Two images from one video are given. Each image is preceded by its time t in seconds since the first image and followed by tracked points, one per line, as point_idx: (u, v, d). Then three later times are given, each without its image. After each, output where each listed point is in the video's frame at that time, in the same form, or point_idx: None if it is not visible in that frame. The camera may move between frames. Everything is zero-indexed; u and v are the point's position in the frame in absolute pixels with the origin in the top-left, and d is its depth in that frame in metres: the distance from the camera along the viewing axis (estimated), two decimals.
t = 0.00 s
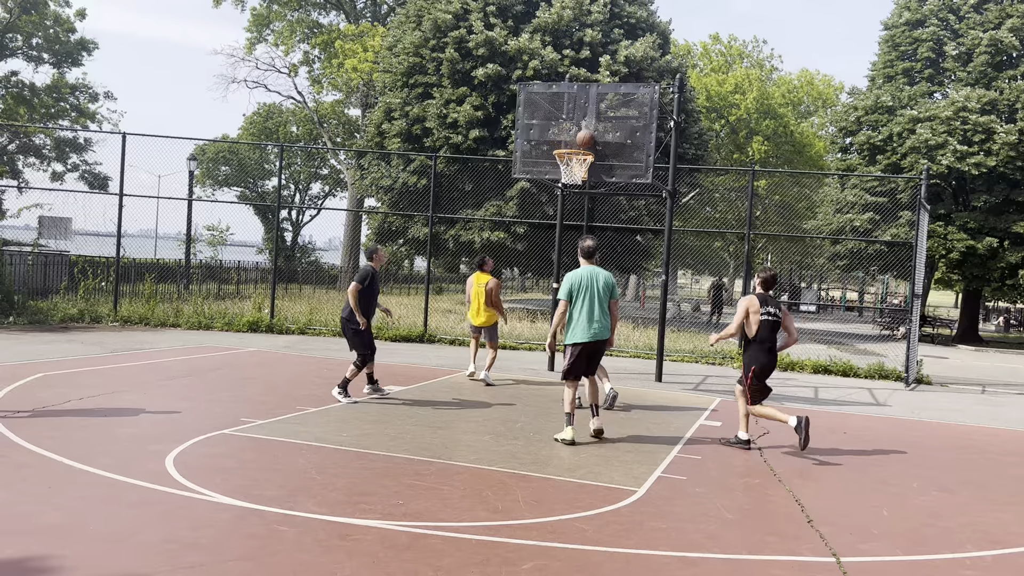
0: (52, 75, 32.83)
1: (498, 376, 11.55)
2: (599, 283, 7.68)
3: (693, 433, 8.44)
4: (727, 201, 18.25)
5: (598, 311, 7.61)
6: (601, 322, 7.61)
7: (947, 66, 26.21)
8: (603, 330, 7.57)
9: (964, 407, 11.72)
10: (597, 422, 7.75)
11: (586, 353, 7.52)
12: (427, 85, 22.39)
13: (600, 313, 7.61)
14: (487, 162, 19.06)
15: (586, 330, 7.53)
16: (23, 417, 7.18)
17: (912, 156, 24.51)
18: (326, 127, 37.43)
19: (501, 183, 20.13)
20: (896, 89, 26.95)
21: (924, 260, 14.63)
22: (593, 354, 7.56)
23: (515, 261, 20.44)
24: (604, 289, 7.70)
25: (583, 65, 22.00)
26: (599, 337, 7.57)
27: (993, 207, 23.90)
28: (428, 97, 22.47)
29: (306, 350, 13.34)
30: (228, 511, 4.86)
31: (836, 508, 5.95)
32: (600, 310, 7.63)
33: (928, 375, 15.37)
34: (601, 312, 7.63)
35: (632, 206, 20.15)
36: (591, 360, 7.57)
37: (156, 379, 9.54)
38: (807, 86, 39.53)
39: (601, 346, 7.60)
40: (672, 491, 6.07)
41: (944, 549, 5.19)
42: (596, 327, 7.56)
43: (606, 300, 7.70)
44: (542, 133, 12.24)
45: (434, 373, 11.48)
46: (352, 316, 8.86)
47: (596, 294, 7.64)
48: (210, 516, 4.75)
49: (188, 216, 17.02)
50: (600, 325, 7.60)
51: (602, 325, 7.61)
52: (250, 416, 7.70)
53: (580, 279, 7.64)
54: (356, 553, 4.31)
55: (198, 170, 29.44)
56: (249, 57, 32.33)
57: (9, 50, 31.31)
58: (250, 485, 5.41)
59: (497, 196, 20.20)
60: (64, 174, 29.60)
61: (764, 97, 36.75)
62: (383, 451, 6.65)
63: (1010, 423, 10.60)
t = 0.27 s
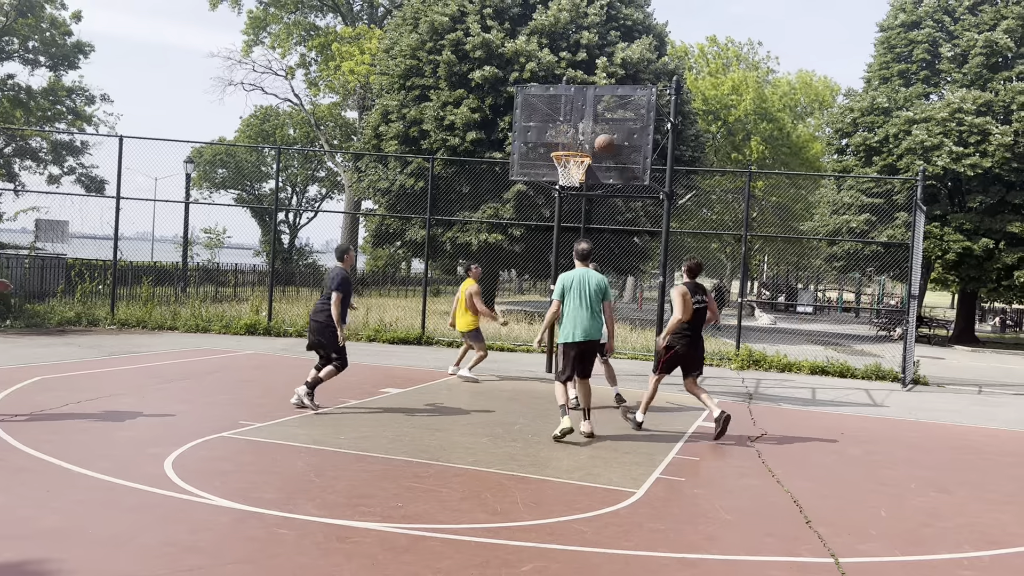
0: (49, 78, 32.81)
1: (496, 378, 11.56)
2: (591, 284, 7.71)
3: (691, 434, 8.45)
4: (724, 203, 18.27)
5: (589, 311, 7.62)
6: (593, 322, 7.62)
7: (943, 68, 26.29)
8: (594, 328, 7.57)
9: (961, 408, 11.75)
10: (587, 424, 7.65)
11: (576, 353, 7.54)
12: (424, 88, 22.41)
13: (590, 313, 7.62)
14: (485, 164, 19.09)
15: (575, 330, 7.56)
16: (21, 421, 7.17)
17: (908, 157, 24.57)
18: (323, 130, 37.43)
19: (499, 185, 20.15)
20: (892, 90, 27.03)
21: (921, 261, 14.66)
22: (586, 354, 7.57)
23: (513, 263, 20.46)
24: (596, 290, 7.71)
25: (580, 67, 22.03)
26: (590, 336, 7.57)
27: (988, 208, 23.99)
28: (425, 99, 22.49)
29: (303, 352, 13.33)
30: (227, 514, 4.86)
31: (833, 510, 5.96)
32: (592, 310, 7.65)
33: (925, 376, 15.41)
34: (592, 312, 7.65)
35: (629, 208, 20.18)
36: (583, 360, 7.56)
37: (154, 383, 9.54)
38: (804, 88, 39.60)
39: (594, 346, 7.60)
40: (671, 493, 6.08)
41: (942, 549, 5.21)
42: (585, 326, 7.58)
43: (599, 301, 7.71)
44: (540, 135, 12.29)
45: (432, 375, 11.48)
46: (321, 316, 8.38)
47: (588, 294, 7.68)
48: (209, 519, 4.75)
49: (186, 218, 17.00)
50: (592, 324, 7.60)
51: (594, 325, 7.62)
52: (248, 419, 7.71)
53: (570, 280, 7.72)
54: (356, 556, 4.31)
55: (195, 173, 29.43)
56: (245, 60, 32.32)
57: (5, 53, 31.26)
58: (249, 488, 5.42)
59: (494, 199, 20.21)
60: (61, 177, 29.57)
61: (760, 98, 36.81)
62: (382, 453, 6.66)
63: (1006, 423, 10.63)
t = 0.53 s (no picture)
0: (35, 78, 32.61)
1: (486, 378, 11.56)
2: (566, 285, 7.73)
3: (682, 433, 8.48)
4: (713, 203, 18.33)
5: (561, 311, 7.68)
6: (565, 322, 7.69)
7: (930, 68, 26.45)
8: (565, 329, 7.65)
9: (948, 406, 11.83)
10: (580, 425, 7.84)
11: (549, 354, 7.69)
12: (413, 88, 22.39)
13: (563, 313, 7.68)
14: (475, 164, 19.09)
15: (547, 331, 7.68)
16: (8, 423, 7.12)
17: (895, 157, 24.72)
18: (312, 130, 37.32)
19: (489, 185, 20.15)
20: (879, 90, 27.18)
21: (908, 260, 14.76)
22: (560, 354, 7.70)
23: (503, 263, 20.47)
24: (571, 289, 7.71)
25: (570, 67, 22.06)
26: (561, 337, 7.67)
27: (975, 207, 24.16)
28: (415, 100, 22.46)
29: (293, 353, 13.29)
30: (217, 516, 4.84)
31: (822, 508, 5.99)
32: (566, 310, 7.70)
33: (913, 374, 15.50)
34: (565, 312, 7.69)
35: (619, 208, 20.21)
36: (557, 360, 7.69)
37: (143, 384, 9.49)
38: (793, 87, 39.74)
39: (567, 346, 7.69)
40: (661, 492, 6.10)
41: (930, 547, 5.25)
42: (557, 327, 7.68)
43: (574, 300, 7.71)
44: (530, 135, 12.30)
45: (422, 376, 11.48)
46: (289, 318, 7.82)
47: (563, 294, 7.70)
48: (199, 522, 4.74)
49: (174, 218, 16.92)
50: (564, 325, 7.68)
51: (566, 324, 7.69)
52: (238, 421, 7.68)
53: (544, 281, 7.81)
54: (347, 557, 4.31)
55: (183, 174, 29.30)
56: (234, 60, 32.19)
57: None
58: (239, 490, 5.40)
59: (484, 199, 20.21)
60: (48, 178, 29.37)
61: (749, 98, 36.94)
62: (373, 454, 6.65)
63: (993, 421, 10.71)
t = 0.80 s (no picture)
0: (16, 76, 32.27)
1: (473, 377, 11.56)
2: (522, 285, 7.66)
3: (667, 430, 8.50)
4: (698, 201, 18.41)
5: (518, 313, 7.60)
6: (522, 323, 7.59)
7: (912, 66, 26.65)
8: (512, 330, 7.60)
9: (931, 402, 11.93)
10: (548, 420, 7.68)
11: (511, 357, 7.65)
12: (398, 86, 22.33)
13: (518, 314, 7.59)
14: (460, 162, 19.06)
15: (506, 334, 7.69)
16: None
17: (879, 154, 24.90)
18: (297, 129, 37.17)
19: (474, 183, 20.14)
20: (862, 89, 27.36)
21: (891, 257, 14.85)
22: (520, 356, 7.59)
23: (489, 261, 20.46)
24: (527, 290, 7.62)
25: (555, 66, 22.06)
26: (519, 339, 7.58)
27: (956, 204, 24.38)
28: (399, 98, 22.40)
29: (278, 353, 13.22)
30: (201, 516, 4.81)
31: (806, 503, 6.03)
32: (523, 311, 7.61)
33: (897, 371, 15.62)
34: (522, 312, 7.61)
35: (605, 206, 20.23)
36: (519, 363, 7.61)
37: (126, 385, 9.40)
38: (777, 85, 39.92)
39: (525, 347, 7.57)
40: (647, 489, 6.12)
41: (912, 541, 5.29)
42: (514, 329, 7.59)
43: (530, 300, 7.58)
44: (515, 134, 12.29)
45: (408, 374, 11.45)
46: (264, 312, 7.40)
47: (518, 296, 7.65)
48: (182, 522, 4.71)
49: (157, 218, 16.78)
50: (516, 324, 7.59)
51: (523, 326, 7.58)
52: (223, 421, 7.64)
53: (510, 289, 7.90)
54: (332, 557, 4.29)
55: (167, 173, 29.10)
56: (217, 58, 31.98)
57: None
58: (223, 490, 5.36)
59: (469, 197, 20.19)
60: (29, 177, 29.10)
61: (734, 96, 37.09)
62: (358, 453, 6.63)
63: (975, 416, 10.81)
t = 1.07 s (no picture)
0: None
1: (455, 374, 11.54)
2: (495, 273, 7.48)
3: (648, 426, 8.53)
4: (680, 197, 18.48)
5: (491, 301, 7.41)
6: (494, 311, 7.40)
7: (890, 63, 26.87)
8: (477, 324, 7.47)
9: (910, 396, 12.04)
10: (489, 425, 7.23)
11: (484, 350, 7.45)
12: (379, 82, 22.23)
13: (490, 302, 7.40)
14: (441, 159, 19.02)
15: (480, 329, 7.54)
16: None
17: (858, 151, 25.09)
18: (277, 126, 36.93)
19: (455, 180, 20.10)
20: (842, 85, 27.56)
21: (871, 253, 14.98)
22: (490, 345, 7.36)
23: (471, 258, 20.43)
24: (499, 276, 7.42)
25: (536, 62, 22.04)
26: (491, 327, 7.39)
27: (934, 199, 24.62)
28: (380, 94, 22.31)
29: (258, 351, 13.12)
30: (179, 516, 4.77)
31: (786, 497, 6.07)
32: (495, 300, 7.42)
33: (877, 365, 15.76)
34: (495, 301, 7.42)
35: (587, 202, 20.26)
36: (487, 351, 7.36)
37: (103, 385, 9.29)
38: (758, 82, 40.10)
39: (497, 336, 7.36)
40: (629, 484, 6.13)
41: (890, 534, 5.34)
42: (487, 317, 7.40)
43: (503, 287, 7.37)
44: (496, 130, 12.26)
45: (389, 372, 11.41)
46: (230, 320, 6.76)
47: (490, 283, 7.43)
48: (160, 522, 4.66)
49: (135, 216, 16.60)
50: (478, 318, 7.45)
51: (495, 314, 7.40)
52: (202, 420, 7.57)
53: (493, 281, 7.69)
54: (311, 555, 4.26)
55: (146, 170, 28.83)
56: (196, 54, 31.70)
57: None
58: (202, 490, 5.32)
59: (451, 194, 20.16)
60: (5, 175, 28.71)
61: (715, 93, 37.25)
62: (339, 452, 6.59)
63: (953, 410, 10.93)
